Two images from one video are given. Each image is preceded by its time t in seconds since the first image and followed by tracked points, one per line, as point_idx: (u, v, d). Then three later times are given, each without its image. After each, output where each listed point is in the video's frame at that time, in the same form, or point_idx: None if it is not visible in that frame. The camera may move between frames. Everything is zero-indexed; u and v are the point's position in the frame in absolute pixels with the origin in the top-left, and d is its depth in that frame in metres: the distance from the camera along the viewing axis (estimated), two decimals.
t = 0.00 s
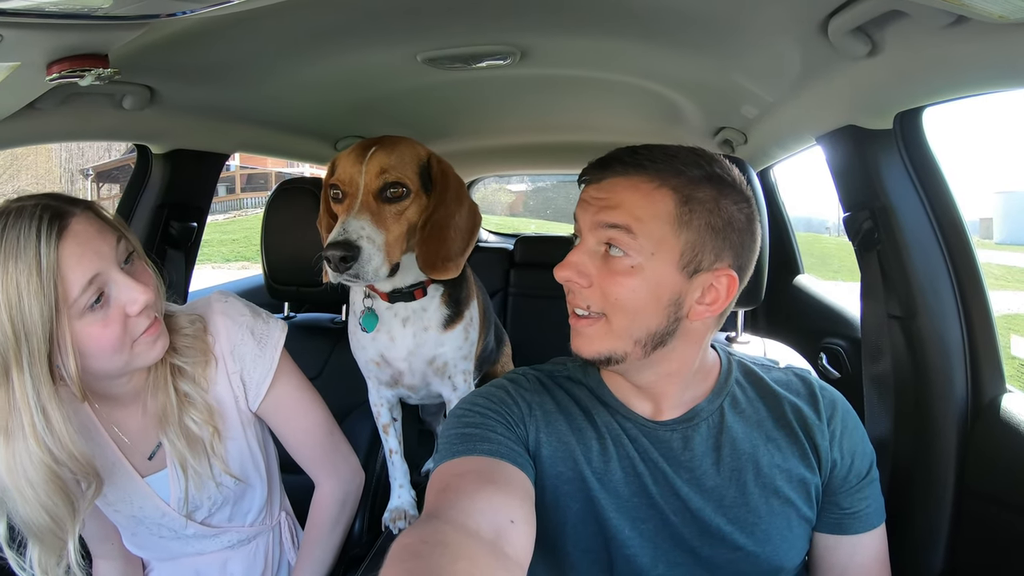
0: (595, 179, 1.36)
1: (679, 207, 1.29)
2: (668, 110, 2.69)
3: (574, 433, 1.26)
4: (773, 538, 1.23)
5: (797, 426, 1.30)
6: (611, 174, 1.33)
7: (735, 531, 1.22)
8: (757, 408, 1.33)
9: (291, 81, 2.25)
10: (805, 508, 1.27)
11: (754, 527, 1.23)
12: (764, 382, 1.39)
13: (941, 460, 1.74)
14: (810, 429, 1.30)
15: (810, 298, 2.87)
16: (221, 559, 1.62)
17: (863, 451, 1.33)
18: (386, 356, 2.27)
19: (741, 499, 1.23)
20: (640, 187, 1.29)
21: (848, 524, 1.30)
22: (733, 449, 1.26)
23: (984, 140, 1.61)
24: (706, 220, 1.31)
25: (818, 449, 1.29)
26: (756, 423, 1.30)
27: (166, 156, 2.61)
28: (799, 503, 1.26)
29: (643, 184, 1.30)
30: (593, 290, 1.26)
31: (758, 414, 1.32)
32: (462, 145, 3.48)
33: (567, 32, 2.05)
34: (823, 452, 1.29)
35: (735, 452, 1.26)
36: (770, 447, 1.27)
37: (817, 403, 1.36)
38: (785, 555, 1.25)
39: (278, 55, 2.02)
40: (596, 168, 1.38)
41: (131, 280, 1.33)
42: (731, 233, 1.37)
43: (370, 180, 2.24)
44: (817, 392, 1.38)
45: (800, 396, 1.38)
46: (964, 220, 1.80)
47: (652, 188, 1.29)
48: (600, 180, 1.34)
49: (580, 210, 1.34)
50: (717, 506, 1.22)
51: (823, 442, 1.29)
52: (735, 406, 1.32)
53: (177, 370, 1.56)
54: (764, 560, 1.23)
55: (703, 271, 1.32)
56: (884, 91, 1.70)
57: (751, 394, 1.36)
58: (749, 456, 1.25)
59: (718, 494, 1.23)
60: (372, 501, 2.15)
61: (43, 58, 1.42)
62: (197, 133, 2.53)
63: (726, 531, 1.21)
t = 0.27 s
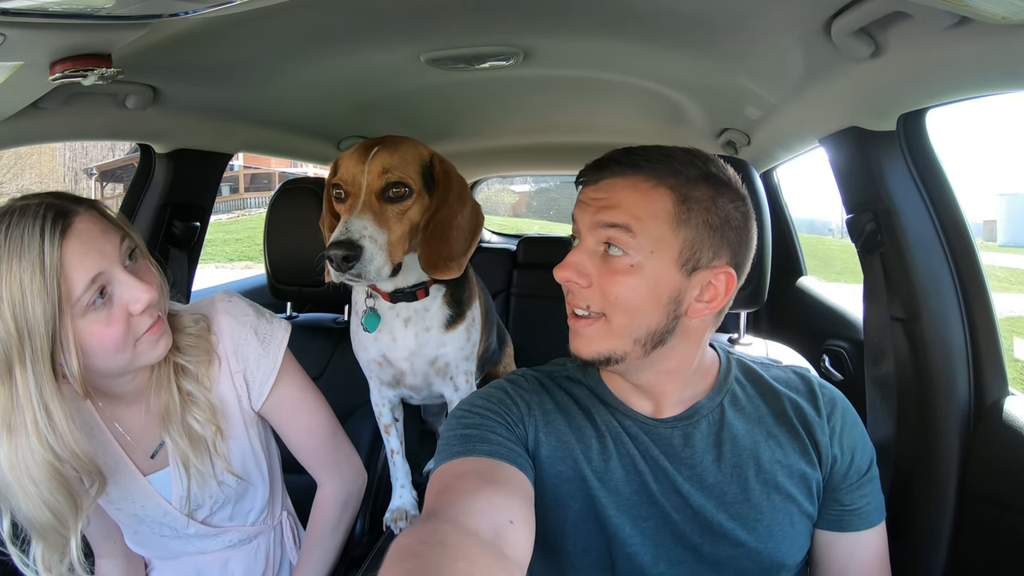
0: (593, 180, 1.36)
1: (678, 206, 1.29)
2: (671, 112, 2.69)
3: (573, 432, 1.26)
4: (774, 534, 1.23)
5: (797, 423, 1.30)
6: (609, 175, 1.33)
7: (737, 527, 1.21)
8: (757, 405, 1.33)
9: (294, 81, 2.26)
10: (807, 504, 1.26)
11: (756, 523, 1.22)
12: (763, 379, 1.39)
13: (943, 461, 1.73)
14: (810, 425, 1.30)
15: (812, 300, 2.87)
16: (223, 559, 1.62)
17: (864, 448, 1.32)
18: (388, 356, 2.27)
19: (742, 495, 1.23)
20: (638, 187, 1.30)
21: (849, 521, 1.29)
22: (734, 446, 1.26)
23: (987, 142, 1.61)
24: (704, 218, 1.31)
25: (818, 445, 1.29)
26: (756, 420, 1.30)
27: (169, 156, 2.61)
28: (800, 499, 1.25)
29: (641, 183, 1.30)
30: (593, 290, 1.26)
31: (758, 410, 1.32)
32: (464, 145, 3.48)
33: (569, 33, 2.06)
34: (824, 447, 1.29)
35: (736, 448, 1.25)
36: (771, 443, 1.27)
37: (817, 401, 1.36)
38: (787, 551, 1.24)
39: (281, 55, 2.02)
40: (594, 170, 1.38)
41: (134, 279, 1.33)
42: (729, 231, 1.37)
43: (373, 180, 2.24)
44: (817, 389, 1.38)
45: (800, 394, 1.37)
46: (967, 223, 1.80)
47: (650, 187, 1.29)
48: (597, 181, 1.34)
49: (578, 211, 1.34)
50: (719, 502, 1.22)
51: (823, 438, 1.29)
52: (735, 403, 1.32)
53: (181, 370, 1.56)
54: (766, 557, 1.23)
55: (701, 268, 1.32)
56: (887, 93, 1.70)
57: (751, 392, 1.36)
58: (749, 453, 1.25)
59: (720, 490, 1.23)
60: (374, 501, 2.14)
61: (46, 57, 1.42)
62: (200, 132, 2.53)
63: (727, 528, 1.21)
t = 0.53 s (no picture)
0: (592, 180, 1.35)
1: (682, 200, 1.30)
2: (671, 112, 2.69)
3: (572, 432, 1.27)
4: (775, 530, 1.22)
5: (796, 419, 1.30)
6: (610, 173, 1.33)
7: (737, 523, 1.21)
8: (756, 402, 1.33)
9: (294, 81, 2.26)
10: (807, 500, 1.26)
11: (756, 520, 1.22)
12: (761, 377, 1.39)
13: (944, 461, 1.73)
14: (809, 422, 1.30)
15: (813, 301, 2.87)
16: (223, 558, 1.62)
17: (863, 444, 1.32)
18: (388, 356, 2.27)
19: (743, 491, 1.23)
20: (643, 183, 1.30)
21: (848, 518, 1.29)
22: (734, 442, 1.26)
23: (987, 143, 1.61)
24: (707, 211, 1.32)
25: (817, 441, 1.29)
26: (755, 417, 1.30)
27: (170, 156, 2.61)
28: (801, 494, 1.25)
29: (644, 180, 1.30)
30: (605, 288, 1.25)
31: (757, 407, 1.32)
32: (465, 146, 3.49)
33: (570, 34, 2.06)
34: (823, 443, 1.29)
35: (735, 444, 1.25)
36: (770, 439, 1.27)
37: (815, 398, 1.36)
38: (788, 547, 1.24)
39: (282, 56, 2.03)
40: (591, 170, 1.37)
41: (136, 278, 1.33)
42: (727, 223, 1.38)
43: (374, 180, 2.25)
44: (816, 386, 1.38)
45: (799, 391, 1.38)
46: (967, 224, 1.80)
47: (654, 183, 1.30)
48: (598, 181, 1.34)
49: (580, 211, 1.32)
50: (719, 498, 1.22)
51: (822, 434, 1.29)
52: (735, 400, 1.32)
53: (182, 369, 1.56)
54: (767, 553, 1.22)
55: (706, 261, 1.33)
56: (888, 94, 1.70)
57: (750, 389, 1.36)
58: (749, 449, 1.25)
59: (720, 486, 1.22)
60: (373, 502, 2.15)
61: (48, 57, 1.42)
62: (201, 133, 2.53)
63: (728, 524, 1.21)
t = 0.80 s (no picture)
0: (608, 177, 1.38)
1: (691, 191, 1.42)
2: (671, 113, 2.70)
3: (571, 430, 1.27)
4: (775, 522, 1.22)
5: (792, 413, 1.31)
6: (629, 169, 1.38)
7: (736, 516, 1.21)
8: (752, 398, 1.34)
9: (295, 81, 2.26)
10: (805, 492, 1.26)
11: (756, 513, 1.22)
12: (758, 373, 1.40)
13: (942, 459, 1.74)
14: (804, 416, 1.31)
15: (811, 301, 2.88)
16: (223, 557, 1.62)
17: (857, 437, 1.32)
18: (389, 355, 2.27)
19: (741, 485, 1.23)
20: (661, 175, 1.38)
21: (844, 511, 1.29)
22: (731, 436, 1.26)
23: (986, 144, 1.62)
24: (704, 200, 1.47)
25: (813, 434, 1.29)
26: (752, 411, 1.31)
27: (170, 156, 2.62)
28: (799, 487, 1.25)
29: (661, 173, 1.39)
30: (660, 276, 1.29)
31: (753, 403, 1.33)
32: (464, 146, 3.49)
33: (570, 34, 2.06)
34: (817, 435, 1.29)
35: (733, 438, 1.26)
36: (767, 433, 1.27)
37: (809, 392, 1.36)
38: (788, 540, 1.24)
39: (283, 56, 2.03)
40: (602, 168, 1.40)
41: (137, 277, 1.33)
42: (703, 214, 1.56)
43: (375, 179, 2.25)
44: (809, 380, 1.39)
45: (793, 385, 1.39)
46: (966, 224, 1.81)
47: (670, 176, 1.39)
48: (617, 177, 1.37)
49: (610, 207, 1.34)
50: (718, 491, 1.22)
51: (817, 427, 1.30)
52: (731, 396, 1.33)
53: (183, 368, 1.56)
54: (767, 544, 1.22)
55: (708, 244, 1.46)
56: (887, 94, 1.71)
57: (745, 385, 1.37)
58: (747, 444, 1.26)
59: (719, 479, 1.23)
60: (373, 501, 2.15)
61: (50, 57, 1.43)
62: (201, 132, 2.53)
63: (726, 517, 1.21)
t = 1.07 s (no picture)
0: (605, 186, 1.37)
1: (687, 195, 1.42)
2: (669, 113, 2.70)
3: (568, 433, 1.27)
4: (772, 526, 1.22)
5: (790, 417, 1.31)
6: (626, 177, 1.37)
7: (734, 521, 1.21)
8: (750, 401, 1.33)
9: (293, 81, 2.26)
10: (803, 497, 1.26)
11: (753, 517, 1.21)
12: (755, 376, 1.40)
13: (941, 461, 1.73)
14: (802, 419, 1.31)
15: (809, 302, 2.88)
16: (220, 557, 1.62)
17: (856, 440, 1.32)
18: (386, 356, 2.27)
19: (740, 489, 1.22)
20: (659, 181, 1.38)
21: (843, 514, 1.28)
22: (729, 440, 1.26)
23: (984, 145, 1.62)
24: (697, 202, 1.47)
25: (810, 438, 1.29)
26: (749, 415, 1.31)
27: (168, 156, 2.61)
28: (797, 491, 1.25)
29: (658, 179, 1.38)
30: (662, 286, 1.29)
31: (751, 406, 1.32)
32: (463, 146, 3.49)
33: (568, 35, 2.06)
34: (815, 440, 1.29)
35: (730, 442, 1.26)
36: (765, 437, 1.27)
37: (807, 395, 1.36)
38: (785, 545, 1.23)
39: (281, 56, 2.02)
40: (599, 178, 1.38)
41: (134, 277, 1.33)
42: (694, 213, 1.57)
43: (373, 179, 2.25)
44: (807, 383, 1.39)
45: (790, 388, 1.38)
46: (964, 225, 1.81)
47: (666, 182, 1.38)
48: (615, 186, 1.36)
49: (609, 217, 1.34)
50: (715, 496, 1.22)
51: (815, 431, 1.29)
52: (729, 399, 1.33)
53: (180, 368, 1.56)
54: (765, 550, 1.22)
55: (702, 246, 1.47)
56: (886, 95, 1.70)
57: (743, 388, 1.36)
58: (744, 448, 1.26)
59: (717, 484, 1.23)
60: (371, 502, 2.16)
61: (46, 56, 1.42)
62: (199, 132, 2.53)
63: (724, 522, 1.20)
